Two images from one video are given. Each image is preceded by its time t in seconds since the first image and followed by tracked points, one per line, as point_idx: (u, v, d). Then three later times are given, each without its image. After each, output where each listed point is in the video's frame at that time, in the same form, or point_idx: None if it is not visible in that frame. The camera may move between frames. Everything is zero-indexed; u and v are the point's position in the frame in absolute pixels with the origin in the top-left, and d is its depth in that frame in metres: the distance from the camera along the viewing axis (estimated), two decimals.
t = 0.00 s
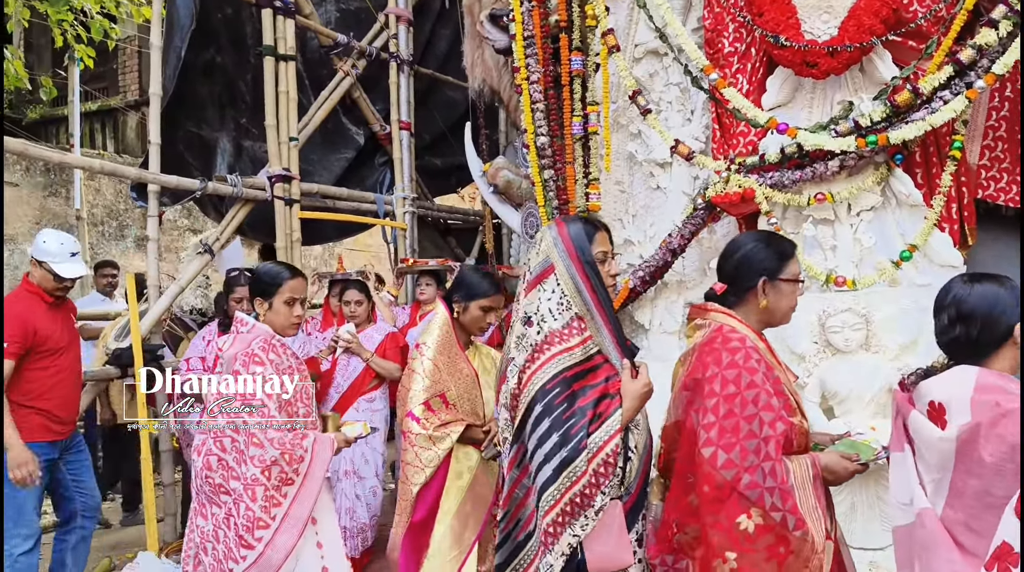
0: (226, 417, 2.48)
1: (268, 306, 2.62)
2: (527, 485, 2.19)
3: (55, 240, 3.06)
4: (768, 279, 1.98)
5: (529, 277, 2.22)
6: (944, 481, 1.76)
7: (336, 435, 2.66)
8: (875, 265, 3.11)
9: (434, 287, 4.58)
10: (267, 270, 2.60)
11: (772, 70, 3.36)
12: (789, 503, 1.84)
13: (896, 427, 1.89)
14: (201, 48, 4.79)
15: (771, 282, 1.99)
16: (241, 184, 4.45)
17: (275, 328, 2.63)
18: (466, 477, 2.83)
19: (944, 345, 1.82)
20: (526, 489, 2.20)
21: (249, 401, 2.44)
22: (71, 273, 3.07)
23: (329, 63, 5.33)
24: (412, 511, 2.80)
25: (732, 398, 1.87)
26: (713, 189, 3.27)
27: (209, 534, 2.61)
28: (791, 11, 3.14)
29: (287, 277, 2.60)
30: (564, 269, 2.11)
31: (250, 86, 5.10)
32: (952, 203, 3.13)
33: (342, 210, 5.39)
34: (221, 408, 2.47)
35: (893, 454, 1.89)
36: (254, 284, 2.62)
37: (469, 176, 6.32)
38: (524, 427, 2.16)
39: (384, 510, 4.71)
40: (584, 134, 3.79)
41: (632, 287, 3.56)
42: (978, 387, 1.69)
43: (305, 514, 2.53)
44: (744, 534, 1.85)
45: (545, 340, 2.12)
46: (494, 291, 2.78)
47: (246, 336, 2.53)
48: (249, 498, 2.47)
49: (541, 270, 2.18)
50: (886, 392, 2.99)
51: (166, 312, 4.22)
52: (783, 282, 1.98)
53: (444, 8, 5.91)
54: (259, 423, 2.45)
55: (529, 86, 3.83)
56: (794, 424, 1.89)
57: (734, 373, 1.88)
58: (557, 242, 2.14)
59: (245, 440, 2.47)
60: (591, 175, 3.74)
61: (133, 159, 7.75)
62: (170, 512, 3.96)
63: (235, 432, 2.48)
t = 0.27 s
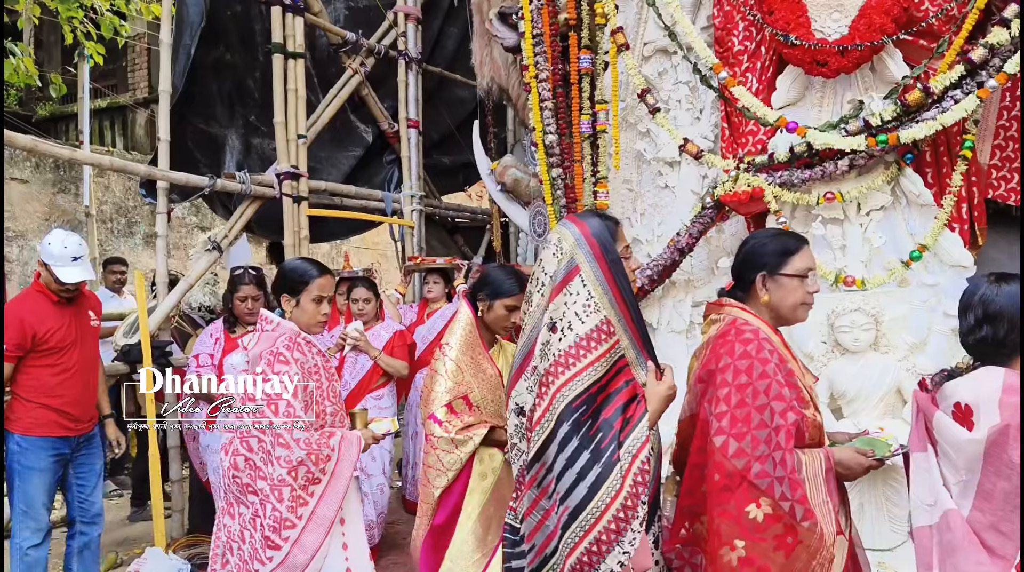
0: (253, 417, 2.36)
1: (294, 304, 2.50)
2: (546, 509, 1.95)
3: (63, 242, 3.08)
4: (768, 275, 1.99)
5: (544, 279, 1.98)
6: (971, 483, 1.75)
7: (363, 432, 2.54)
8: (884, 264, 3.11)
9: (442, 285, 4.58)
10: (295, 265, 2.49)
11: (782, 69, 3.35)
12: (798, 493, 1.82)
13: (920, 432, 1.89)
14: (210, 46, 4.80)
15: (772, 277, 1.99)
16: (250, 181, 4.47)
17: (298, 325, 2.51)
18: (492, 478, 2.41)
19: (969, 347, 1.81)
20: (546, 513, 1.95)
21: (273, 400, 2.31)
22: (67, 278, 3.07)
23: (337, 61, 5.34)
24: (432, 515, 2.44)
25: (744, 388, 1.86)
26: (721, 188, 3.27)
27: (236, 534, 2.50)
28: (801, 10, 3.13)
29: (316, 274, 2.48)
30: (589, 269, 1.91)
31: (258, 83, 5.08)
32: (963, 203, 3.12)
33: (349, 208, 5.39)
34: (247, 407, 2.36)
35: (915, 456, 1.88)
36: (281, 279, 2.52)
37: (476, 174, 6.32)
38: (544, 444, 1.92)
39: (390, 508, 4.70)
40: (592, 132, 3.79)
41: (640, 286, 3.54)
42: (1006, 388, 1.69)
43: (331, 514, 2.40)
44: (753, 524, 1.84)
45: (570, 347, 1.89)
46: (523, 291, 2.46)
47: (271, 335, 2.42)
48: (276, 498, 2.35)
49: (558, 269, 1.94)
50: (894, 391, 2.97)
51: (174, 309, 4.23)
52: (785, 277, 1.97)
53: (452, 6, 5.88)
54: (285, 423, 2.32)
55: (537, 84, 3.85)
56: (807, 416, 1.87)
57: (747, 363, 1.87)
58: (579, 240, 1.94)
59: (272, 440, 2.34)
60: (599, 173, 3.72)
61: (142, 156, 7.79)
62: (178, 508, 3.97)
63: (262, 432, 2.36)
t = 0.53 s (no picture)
0: (278, 416, 2.32)
1: (320, 302, 2.41)
2: (572, 514, 1.93)
3: (76, 241, 3.16)
4: (779, 275, 2.01)
5: (561, 283, 1.92)
6: (996, 483, 1.92)
7: (387, 431, 2.49)
8: (890, 266, 3.11)
9: (447, 285, 4.58)
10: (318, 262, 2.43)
11: (788, 70, 3.33)
12: (804, 492, 1.82)
13: (940, 434, 2.05)
14: (216, 45, 4.81)
15: (782, 277, 2.01)
16: (255, 181, 4.46)
17: (326, 323, 2.44)
18: (514, 486, 2.39)
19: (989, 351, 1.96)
20: (571, 519, 1.93)
21: (299, 399, 2.29)
22: (75, 276, 3.15)
23: (343, 60, 5.34)
24: (455, 525, 2.39)
25: (753, 387, 1.86)
26: (727, 190, 3.25)
27: (260, 536, 2.45)
28: (808, 11, 3.14)
29: (343, 272, 2.41)
30: (613, 270, 1.92)
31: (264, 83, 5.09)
32: (969, 206, 3.09)
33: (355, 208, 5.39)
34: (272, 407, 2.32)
35: (936, 457, 2.04)
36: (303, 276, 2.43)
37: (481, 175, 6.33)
38: (575, 449, 1.91)
39: (394, 508, 4.71)
40: (598, 133, 3.78)
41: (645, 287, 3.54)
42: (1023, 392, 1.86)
43: (358, 515, 2.36)
44: (757, 521, 1.85)
45: (598, 349, 1.89)
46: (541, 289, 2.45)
47: (293, 332, 2.37)
48: (303, 499, 2.31)
49: (578, 271, 1.91)
50: (900, 395, 2.95)
51: (179, 308, 4.24)
52: (795, 277, 1.99)
53: (458, 7, 5.91)
54: (311, 422, 2.30)
55: (543, 85, 3.83)
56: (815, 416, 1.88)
57: (757, 362, 1.88)
58: (600, 242, 1.91)
59: (298, 439, 2.31)
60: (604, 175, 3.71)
61: (147, 155, 7.80)
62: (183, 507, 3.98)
63: (288, 431, 2.33)
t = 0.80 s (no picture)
0: (295, 417, 2.32)
1: (346, 299, 2.41)
2: (610, 508, 2.01)
3: (82, 237, 3.17)
4: (789, 279, 2.02)
5: (583, 283, 2.02)
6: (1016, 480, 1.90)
7: (405, 432, 2.44)
8: (895, 271, 3.09)
9: (450, 286, 4.57)
10: (341, 260, 2.41)
11: (793, 74, 3.34)
12: (811, 495, 1.82)
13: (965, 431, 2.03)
14: (222, 45, 4.82)
15: (792, 282, 2.02)
16: (259, 180, 4.46)
17: (348, 321, 2.43)
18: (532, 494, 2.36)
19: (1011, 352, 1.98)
20: (608, 514, 2.01)
21: (316, 399, 2.27)
22: (78, 272, 3.19)
23: (347, 61, 5.34)
24: (472, 538, 2.33)
25: (763, 390, 1.88)
26: (732, 193, 3.26)
27: (281, 535, 2.45)
28: (815, 15, 3.13)
29: (368, 271, 2.42)
30: (633, 269, 2.04)
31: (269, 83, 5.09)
32: (974, 211, 3.11)
33: (358, 208, 5.39)
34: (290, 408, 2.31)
35: (959, 456, 2.02)
36: (326, 274, 2.41)
37: (485, 176, 6.31)
38: (612, 443, 1.99)
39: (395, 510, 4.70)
40: (603, 135, 3.82)
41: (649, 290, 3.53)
42: None
43: (377, 517, 2.35)
44: (767, 524, 1.84)
45: (626, 345, 1.99)
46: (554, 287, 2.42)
47: (314, 331, 2.34)
48: (320, 500, 2.30)
49: (602, 272, 2.01)
50: (905, 400, 2.94)
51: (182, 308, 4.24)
52: (805, 282, 1.99)
53: (463, 8, 5.87)
54: (327, 424, 2.27)
55: (548, 87, 3.85)
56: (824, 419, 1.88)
57: (767, 365, 1.89)
58: (619, 242, 2.03)
59: (314, 440, 2.30)
60: (608, 177, 3.71)
61: (151, 154, 7.81)
62: (185, 507, 3.98)
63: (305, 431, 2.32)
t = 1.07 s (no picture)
0: (312, 416, 2.31)
1: (366, 301, 2.38)
2: (628, 500, 2.01)
3: (61, 242, 3.02)
4: (794, 287, 2.00)
5: (603, 281, 2.06)
6: None
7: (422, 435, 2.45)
8: (894, 276, 3.11)
9: (449, 289, 4.57)
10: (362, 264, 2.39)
11: (793, 78, 3.35)
12: (806, 499, 1.82)
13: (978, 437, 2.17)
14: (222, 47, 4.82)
15: (798, 289, 2.00)
16: (259, 182, 4.46)
17: (368, 324, 2.41)
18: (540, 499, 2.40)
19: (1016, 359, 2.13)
20: (626, 506, 2.01)
21: (332, 400, 2.26)
22: (60, 278, 3.04)
23: (347, 63, 5.35)
24: (484, 548, 2.34)
25: (763, 394, 1.87)
26: (732, 197, 3.27)
27: (298, 536, 2.45)
28: (815, 20, 3.14)
29: (386, 273, 2.40)
30: (653, 270, 2.07)
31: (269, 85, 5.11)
32: (973, 216, 3.11)
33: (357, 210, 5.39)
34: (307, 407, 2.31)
35: (974, 461, 2.16)
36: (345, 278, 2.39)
37: (484, 179, 6.31)
38: (630, 435, 2.00)
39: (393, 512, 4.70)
40: (602, 139, 3.82)
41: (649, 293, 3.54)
42: None
43: (390, 520, 2.33)
44: (763, 526, 1.86)
45: (644, 340, 2.02)
46: (553, 286, 2.41)
47: (332, 333, 2.34)
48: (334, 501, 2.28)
49: (622, 269, 2.05)
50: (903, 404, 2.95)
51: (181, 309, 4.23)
52: (811, 289, 1.97)
53: (463, 11, 5.88)
54: (342, 424, 2.26)
55: (548, 90, 3.86)
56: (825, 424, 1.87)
57: (768, 369, 1.88)
58: (640, 243, 2.06)
59: (328, 441, 2.28)
60: (608, 181, 3.71)
61: (150, 155, 7.80)
62: (182, 508, 3.97)
63: (320, 432, 2.30)
